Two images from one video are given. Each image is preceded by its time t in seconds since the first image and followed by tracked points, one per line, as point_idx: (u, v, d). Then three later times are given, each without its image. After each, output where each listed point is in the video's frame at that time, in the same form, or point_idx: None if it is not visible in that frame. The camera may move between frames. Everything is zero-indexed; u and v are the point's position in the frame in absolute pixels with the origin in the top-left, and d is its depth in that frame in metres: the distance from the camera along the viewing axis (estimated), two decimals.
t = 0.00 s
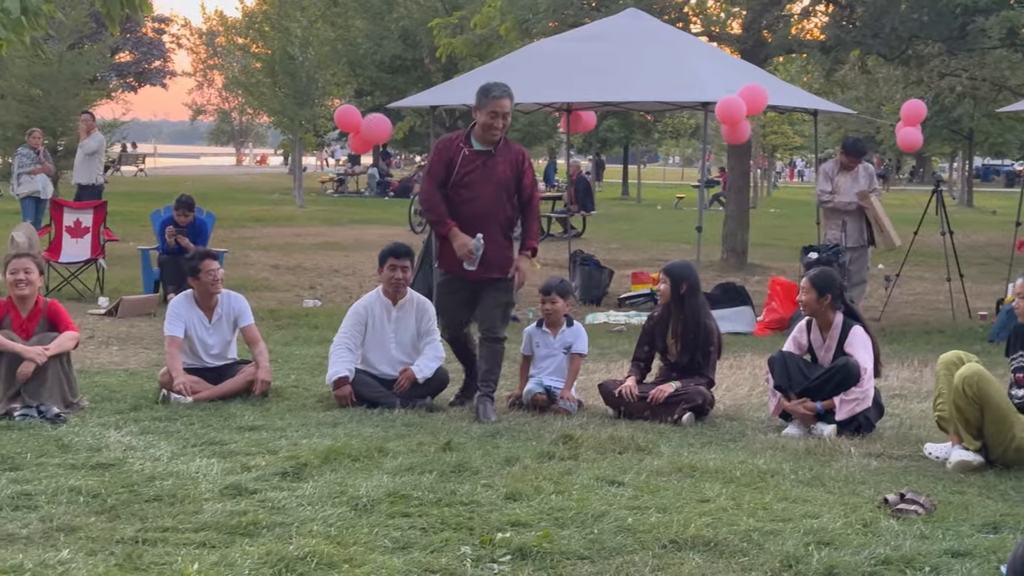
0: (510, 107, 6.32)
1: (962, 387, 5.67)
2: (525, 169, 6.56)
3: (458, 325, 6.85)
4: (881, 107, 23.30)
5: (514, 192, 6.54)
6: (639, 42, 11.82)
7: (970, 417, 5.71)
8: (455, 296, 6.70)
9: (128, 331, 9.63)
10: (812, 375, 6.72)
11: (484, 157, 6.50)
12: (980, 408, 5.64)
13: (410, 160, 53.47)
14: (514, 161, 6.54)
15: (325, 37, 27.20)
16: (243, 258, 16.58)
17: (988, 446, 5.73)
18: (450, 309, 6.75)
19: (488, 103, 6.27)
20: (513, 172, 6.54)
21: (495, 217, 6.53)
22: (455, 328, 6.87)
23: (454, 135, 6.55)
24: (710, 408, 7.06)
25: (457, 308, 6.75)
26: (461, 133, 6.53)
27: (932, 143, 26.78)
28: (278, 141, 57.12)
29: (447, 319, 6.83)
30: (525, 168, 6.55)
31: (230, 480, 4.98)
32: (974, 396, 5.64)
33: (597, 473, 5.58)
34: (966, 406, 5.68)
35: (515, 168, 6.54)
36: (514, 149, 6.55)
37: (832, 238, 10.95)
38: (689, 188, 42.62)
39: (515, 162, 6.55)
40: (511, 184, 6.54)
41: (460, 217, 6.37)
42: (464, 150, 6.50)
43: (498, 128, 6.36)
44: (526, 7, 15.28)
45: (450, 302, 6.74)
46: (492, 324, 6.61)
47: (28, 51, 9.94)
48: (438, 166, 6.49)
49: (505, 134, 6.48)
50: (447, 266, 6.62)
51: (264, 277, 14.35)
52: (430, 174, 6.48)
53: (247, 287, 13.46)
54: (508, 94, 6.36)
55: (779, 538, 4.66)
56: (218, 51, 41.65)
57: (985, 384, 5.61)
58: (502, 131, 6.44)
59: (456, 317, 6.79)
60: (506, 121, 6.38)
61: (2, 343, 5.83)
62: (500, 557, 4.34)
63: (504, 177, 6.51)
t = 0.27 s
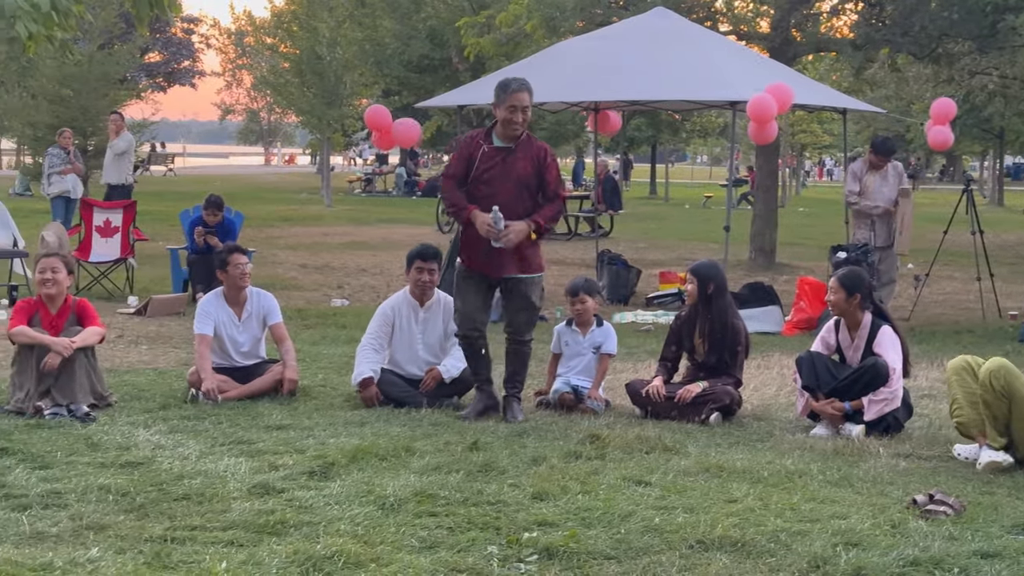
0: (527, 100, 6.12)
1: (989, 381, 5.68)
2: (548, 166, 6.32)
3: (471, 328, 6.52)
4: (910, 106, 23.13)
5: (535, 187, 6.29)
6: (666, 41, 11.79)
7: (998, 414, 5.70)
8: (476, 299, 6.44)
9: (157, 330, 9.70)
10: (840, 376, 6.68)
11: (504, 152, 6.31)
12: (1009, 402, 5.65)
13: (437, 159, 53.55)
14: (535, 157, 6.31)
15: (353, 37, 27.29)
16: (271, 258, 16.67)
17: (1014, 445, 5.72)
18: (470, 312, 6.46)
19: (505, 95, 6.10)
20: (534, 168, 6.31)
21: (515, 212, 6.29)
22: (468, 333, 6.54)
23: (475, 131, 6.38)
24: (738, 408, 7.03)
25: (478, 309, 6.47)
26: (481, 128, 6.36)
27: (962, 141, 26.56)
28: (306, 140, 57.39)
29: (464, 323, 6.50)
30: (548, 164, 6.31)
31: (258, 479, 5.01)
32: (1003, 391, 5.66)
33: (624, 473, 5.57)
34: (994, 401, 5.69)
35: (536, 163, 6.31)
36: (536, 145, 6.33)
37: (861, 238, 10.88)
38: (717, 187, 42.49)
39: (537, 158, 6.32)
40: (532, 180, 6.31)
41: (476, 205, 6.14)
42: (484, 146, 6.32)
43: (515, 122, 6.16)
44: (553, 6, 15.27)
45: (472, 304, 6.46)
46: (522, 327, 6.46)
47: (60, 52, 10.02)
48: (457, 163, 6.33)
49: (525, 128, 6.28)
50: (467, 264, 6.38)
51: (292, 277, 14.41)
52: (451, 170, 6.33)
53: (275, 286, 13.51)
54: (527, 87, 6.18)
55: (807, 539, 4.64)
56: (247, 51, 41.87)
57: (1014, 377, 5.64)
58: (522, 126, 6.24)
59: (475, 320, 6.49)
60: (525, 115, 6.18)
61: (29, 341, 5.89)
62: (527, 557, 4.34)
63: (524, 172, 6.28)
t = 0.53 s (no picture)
0: (527, 98, 5.97)
1: (1010, 371, 5.91)
2: (553, 163, 6.11)
3: (488, 337, 6.33)
4: (940, 105, 22.95)
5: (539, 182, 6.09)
6: (694, 41, 11.76)
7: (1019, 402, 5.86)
8: (491, 307, 6.24)
9: (186, 330, 9.77)
10: (868, 377, 6.63)
11: (508, 154, 6.15)
12: None
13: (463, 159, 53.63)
14: (540, 156, 6.13)
15: (380, 38, 27.37)
16: (298, 258, 16.75)
17: None
18: (490, 320, 6.26)
19: (503, 94, 5.96)
20: (539, 166, 6.12)
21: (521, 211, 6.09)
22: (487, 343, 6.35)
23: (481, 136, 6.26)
24: (765, 410, 6.99)
25: (498, 317, 6.28)
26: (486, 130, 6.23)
27: (993, 141, 26.34)
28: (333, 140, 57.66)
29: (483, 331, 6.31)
30: (553, 160, 6.11)
31: (286, 480, 5.04)
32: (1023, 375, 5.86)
33: (650, 475, 5.56)
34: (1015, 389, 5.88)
35: (542, 161, 6.12)
36: (540, 143, 6.15)
37: (889, 240, 10.80)
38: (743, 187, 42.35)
39: (542, 156, 6.14)
40: (537, 179, 6.11)
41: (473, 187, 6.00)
42: (488, 149, 6.19)
43: (516, 121, 6.00)
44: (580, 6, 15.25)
45: (490, 312, 6.25)
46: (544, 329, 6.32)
47: (90, 54, 10.10)
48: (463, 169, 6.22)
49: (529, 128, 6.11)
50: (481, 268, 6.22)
51: (319, 277, 14.47)
52: (457, 177, 6.21)
53: (303, 287, 13.58)
54: (526, 86, 6.02)
55: (834, 541, 4.62)
56: (275, 51, 42.06)
57: None
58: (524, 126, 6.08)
59: (494, 329, 6.29)
60: (526, 114, 6.01)
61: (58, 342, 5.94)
62: (554, 559, 4.34)
63: (528, 173, 6.10)
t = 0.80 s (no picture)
0: (518, 89, 5.82)
1: None
2: (551, 153, 5.92)
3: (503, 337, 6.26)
4: (968, 104, 22.76)
5: (536, 168, 5.89)
6: (719, 41, 11.72)
7: None
8: (500, 304, 6.09)
9: (212, 331, 9.83)
10: (895, 379, 6.60)
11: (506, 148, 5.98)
12: None
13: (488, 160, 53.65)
14: (537, 145, 5.95)
15: (404, 38, 27.42)
16: (324, 259, 16.81)
17: None
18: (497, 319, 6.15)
19: (493, 87, 5.82)
20: (537, 156, 5.94)
21: (521, 200, 5.89)
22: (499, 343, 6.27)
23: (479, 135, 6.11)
24: (791, 411, 6.96)
25: (507, 314, 6.14)
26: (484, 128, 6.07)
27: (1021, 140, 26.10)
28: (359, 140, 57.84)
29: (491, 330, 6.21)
30: (551, 148, 5.92)
31: (312, 481, 5.06)
32: None
33: (675, 477, 5.55)
34: None
35: (539, 150, 5.94)
36: (537, 134, 5.97)
37: (916, 240, 10.74)
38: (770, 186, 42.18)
39: (539, 146, 5.96)
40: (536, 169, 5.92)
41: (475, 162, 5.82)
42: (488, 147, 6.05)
43: (508, 113, 5.84)
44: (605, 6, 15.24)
45: (495, 310, 6.13)
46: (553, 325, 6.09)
47: (118, 56, 10.17)
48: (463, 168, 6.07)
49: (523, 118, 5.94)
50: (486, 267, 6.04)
51: (344, 278, 14.52)
52: (458, 176, 6.05)
53: (328, 288, 13.62)
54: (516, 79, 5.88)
55: (860, 544, 4.59)
56: (300, 52, 42.18)
57: None
58: (518, 117, 5.91)
59: (504, 328, 6.19)
60: (519, 104, 5.85)
61: (86, 345, 5.99)
62: (579, 561, 4.34)
63: (526, 163, 5.91)
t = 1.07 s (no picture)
0: (522, 86, 5.70)
1: None
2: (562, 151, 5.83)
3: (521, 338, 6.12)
4: (995, 103, 22.58)
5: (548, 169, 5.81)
6: (744, 41, 11.68)
7: None
8: (511, 305, 6.00)
9: (237, 332, 9.87)
10: (920, 382, 6.55)
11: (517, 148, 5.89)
12: None
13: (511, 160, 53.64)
14: (547, 145, 5.86)
15: (428, 39, 27.48)
16: (348, 260, 16.85)
17: None
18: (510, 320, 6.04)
19: (499, 86, 5.72)
20: (547, 155, 5.84)
21: (532, 199, 5.80)
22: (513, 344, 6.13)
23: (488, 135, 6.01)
24: (815, 413, 6.92)
25: (519, 315, 6.01)
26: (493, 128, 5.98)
27: None
28: (383, 141, 57.98)
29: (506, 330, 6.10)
30: (561, 147, 5.84)
31: (336, 483, 5.08)
32: None
33: (700, 479, 5.54)
34: None
35: (550, 150, 5.85)
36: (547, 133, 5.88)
37: (942, 240, 10.67)
38: (794, 186, 42.00)
39: (550, 145, 5.87)
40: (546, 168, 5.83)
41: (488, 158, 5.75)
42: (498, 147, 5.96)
43: (513, 112, 5.73)
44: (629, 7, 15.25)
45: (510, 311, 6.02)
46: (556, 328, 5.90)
47: (145, 59, 10.23)
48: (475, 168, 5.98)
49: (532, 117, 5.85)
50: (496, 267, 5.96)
51: (368, 279, 14.56)
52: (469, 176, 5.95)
53: (352, 289, 13.67)
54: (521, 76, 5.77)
55: (886, 547, 4.57)
56: (325, 53, 42.31)
57: None
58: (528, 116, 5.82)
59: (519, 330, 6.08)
60: (526, 103, 5.74)
61: (114, 349, 6.04)
62: (603, 564, 4.33)
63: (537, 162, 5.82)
